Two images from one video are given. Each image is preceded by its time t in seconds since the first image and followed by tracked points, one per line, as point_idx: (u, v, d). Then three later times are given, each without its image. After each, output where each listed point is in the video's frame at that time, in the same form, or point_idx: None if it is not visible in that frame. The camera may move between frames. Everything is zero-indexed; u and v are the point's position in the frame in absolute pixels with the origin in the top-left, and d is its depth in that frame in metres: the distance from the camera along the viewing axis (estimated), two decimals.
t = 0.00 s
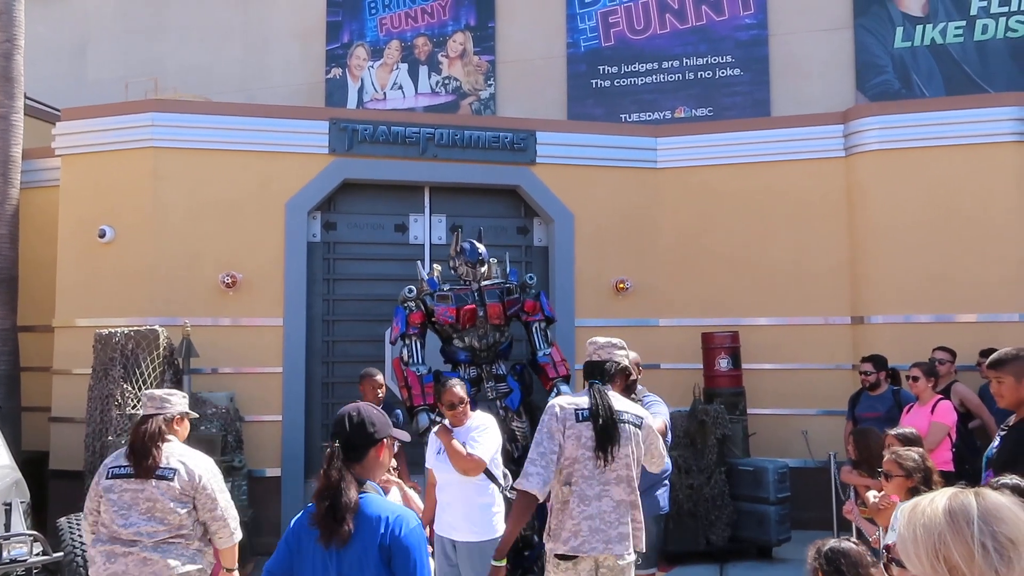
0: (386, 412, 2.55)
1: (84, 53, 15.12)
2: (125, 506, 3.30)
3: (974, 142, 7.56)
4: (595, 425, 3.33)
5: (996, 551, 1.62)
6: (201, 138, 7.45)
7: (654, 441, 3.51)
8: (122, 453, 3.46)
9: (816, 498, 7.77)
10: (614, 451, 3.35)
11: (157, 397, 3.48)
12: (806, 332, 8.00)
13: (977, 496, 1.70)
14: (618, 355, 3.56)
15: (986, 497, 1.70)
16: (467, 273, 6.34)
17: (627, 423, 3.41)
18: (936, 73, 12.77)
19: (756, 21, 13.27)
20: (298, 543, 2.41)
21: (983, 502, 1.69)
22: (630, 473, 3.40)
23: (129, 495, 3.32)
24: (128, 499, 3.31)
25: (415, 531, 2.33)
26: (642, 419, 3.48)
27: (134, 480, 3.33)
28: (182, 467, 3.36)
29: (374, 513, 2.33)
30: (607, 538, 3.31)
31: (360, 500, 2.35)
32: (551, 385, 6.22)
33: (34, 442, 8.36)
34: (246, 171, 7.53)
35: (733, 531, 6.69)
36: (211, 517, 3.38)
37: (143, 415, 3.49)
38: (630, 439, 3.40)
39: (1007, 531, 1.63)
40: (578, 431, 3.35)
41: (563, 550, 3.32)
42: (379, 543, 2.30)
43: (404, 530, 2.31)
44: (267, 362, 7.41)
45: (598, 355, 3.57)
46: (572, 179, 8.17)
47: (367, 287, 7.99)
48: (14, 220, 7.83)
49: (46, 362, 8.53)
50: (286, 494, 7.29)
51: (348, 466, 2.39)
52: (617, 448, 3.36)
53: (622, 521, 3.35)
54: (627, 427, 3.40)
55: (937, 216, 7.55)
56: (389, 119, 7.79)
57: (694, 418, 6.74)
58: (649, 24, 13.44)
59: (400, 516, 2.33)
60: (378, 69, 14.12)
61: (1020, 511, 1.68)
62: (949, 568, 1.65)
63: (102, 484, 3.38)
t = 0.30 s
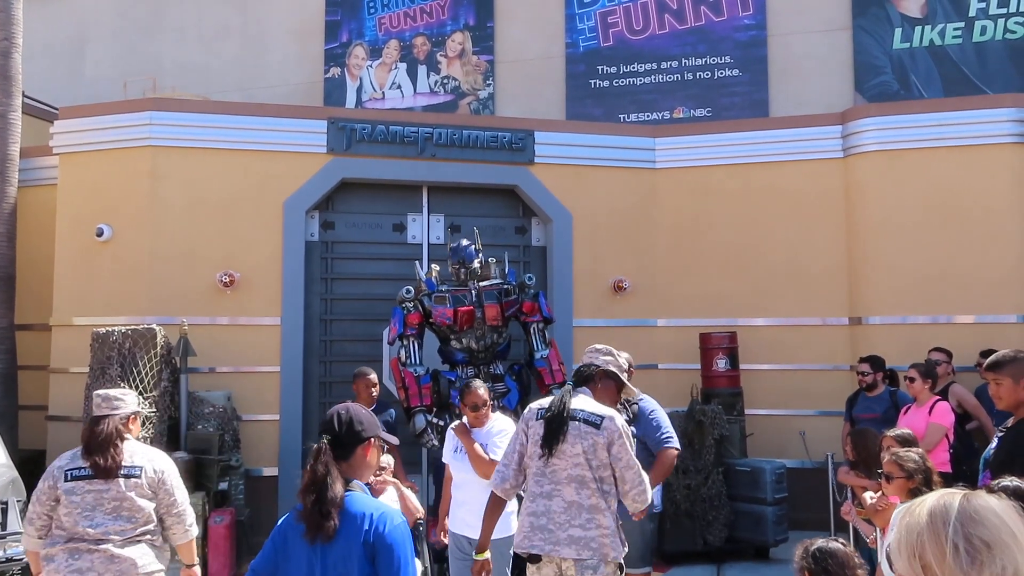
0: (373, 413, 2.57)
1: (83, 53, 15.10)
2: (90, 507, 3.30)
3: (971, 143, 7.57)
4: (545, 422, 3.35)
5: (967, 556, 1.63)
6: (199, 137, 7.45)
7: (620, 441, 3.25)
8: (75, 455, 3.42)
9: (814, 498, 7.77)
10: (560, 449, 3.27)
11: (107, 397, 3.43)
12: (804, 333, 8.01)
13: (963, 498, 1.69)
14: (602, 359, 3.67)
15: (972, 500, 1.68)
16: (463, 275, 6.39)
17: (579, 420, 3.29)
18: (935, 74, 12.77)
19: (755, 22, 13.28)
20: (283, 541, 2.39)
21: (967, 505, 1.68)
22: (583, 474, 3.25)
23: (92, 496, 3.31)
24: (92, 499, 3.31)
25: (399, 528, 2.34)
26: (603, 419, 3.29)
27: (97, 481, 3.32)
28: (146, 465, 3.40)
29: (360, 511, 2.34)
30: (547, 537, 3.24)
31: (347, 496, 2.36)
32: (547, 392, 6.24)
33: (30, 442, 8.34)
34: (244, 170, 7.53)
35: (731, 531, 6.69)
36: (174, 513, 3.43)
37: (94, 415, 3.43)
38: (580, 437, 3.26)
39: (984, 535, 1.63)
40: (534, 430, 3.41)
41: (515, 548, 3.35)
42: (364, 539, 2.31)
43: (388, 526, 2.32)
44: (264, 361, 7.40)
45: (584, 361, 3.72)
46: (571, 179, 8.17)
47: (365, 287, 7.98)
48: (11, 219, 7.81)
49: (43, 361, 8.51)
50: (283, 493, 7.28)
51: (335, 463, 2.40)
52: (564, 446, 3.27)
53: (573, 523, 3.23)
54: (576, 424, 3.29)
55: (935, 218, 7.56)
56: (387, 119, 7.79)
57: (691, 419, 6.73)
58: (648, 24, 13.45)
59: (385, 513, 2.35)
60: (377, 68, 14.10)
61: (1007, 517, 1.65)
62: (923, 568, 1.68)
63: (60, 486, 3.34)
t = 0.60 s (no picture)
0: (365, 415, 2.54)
1: (80, 53, 15.09)
2: (59, 505, 3.33)
3: (968, 144, 7.58)
4: (531, 421, 3.40)
5: (965, 553, 1.63)
6: (197, 137, 7.44)
7: (592, 432, 3.20)
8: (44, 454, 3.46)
9: (811, 498, 7.77)
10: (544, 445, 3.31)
11: (76, 397, 3.50)
12: (801, 333, 8.01)
13: (959, 497, 1.70)
14: (592, 356, 3.65)
15: (967, 498, 1.69)
16: (456, 277, 6.35)
17: (557, 415, 3.31)
18: (933, 75, 12.77)
19: (752, 22, 13.29)
20: (273, 541, 2.41)
21: (961, 503, 1.69)
22: (563, 469, 3.25)
23: (60, 494, 3.35)
24: (61, 496, 3.35)
25: (382, 528, 2.30)
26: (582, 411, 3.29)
27: (65, 479, 3.36)
28: (115, 463, 3.43)
29: (343, 511, 2.32)
30: (537, 535, 3.26)
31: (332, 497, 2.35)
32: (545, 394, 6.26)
33: (27, 443, 8.33)
34: (241, 170, 7.52)
35: (728, 531, 6.69)
36: (143, 510, 3.46)
37: (65, 415, 3.51)
38: (560, 431, 3.27)
39: (981, 532, 1.63)
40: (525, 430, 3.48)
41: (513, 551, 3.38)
42: (345, 540, 2.29)
43: (370, 526, 2.29)
44: (262, 362, 7.39)
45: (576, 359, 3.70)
46: (568, 179, 8.17)
47: (362, 287, 7.98)
48: (8, 219, 7.80)
49: (39, 362, 8.50)
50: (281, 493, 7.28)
51: (322, 464, 2.39)
52: (547, 442, 3.30)
53: (558, 521, 3.23)
54: (557, 420, 3.31)
55: (932, 218, 7.57)
56: (385, 119, 7.78)
57: (689, 419, 6.74)
58: (646, 24, 13.46)
59: (368, 513, 2.32)
60: (375, 69, 14.10)
61: (1002, 515, 1.66)
62: (919, 566, 1.67)
63: (28, 484, 3.38)
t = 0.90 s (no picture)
0: (368, 415, 2.51)
1: (77, 51, 15.06)
2: (47, 503, 3.36)
3: (966, 144, 7.59)
4: (546, 421, 3.41)
5: (944, 538, 1.64)
6: (194, 136, 7.43)
7: (607, 430, 3.21)
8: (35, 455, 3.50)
9: (809, 498, 7.78)
10: (558, 446, 3.32)
11: (64, 396, 3.51)
12: (799, 333, 8.02)
13: (944, 491, 1.71)
14: (607, 355, 3.59)
15: (953, 492, 1.70)
16: (454, 278, 6.36)
17: (573, 415, 3.32)
18: (930, 75, 12.79)
19: (750, 22, 13.29)
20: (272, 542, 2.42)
21: (945, 495, 1.70)
22: (579, 470, 3.26)
23: (49, 492, 3.39)
24: (48, 495, 3.38)
25: (383, 532, 2.28)
26: (597, 410, 3.30)
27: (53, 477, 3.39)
28: (101, 460, 3.47)
29: (344, 514, 2.31)
30: (554, 538, 3.26)
31: (327, 499, 2.35)
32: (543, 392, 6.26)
33: (23, 442, 8.32)
34: (239, 169, 7.51)
35: (726, 530, 6.71)
36: (127, 505, 3.47)
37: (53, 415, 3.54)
38: (575, 431, 3.29)
39: (960, 522, 1.64)
40: (539, 431, 3.50)
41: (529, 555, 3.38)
42: (346, 544, 2.27)
43: (371, 530, 2.27)
44: (259, 361, 7.39)
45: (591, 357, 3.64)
46: (567, 178, 8.17)
47: (360, 286, 7.98)
48: (5, 217, 7.77)
49: (36, 361, 8.48)
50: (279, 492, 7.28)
51: (320, 465, 2.38)
52: (562, 442, 3.31)
53: (574, 523, 3.22)
54: (572, 419, 3.32)
55: (930, 218, 7.58)
56: (383, 118, 7.77)
57: (687, 418, 6.75)
58: (644, 24, 13.47)
59: (370, 516, 2.30)
60: (373, 68, 14.08)
61: (985, 505, 1.67)
62: (902, 555, 1.68)
63: (16, 485, 3.40)
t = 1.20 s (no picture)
0: (387, 418, 2.50)
1: (76, 52, 15.07)
2: (47, 499, 3.49)
3: (965, 143, 7.59)
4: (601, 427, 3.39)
5: (919, 533, 1.65)
6: (194, 136, 7.43)
7: (681, 442, 3.29)
8: (35, 451, 3.56)
9: (809, 497, 7.79)
10: (621, 453, 3.33)
11: (68, 397, 3.60)
12: (798, 332, 8.03)
13: (931, 490, 1.72)
14: (662, 365, 3.58)
15: (940, 491, 1.71)
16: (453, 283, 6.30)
17: (640, 424, 3.33)
18: (929, 74, 12.80)
19: (749, 22, 13.30)
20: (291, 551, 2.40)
21: (931, 493, 1.70)
22: (643, 480, 3.29)
23: (49, 488, 3.52)
24: (49, 492, 3.50)
25: (411, 540, 2.26)
26: (666, 420, 3.34)
27: (57, 474, 3.51)
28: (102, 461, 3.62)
29: (370, 522, 2.28)
30: (610, 548, 3.29)
31: (348, 506, 2.33)
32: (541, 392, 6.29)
33: (23, 443, 8.32)
34: (239, 169, 7.51)
35: (726, 530, 6.70)
36: (122, 506, 3.63)
37: (54, 412, 3.62)
38: (641, 441, 3.31)
39: (941, 517, 1.64)
40: (590, 435, 3.48)
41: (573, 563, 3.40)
42: (373, 553, 2.24)
43: (397, 538, 2.25)
44: (259, 362, 7.39)
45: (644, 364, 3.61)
46: (566, 178, 8.17)
47: (359, 287, 7.98)
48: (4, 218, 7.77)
49: (35, 362, 8.47)
50: (279, 492, 7.27)
51: (339, 471, 2.39)
52: (625, 449, 3.32)
53: (634, 535, 3.26)
54: (638, 426, 3.33)
55: (929, 217, 7.58)
56: (382, 118, 7.78)
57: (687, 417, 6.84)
58: (643, 24, 13.48)
59: (396, 524, 2.27)
60: (372, 68, 14.07)
61: (969, 502, 1.66)
62: (884, 550, 1.68)
63: (18, 480, 3.49)
